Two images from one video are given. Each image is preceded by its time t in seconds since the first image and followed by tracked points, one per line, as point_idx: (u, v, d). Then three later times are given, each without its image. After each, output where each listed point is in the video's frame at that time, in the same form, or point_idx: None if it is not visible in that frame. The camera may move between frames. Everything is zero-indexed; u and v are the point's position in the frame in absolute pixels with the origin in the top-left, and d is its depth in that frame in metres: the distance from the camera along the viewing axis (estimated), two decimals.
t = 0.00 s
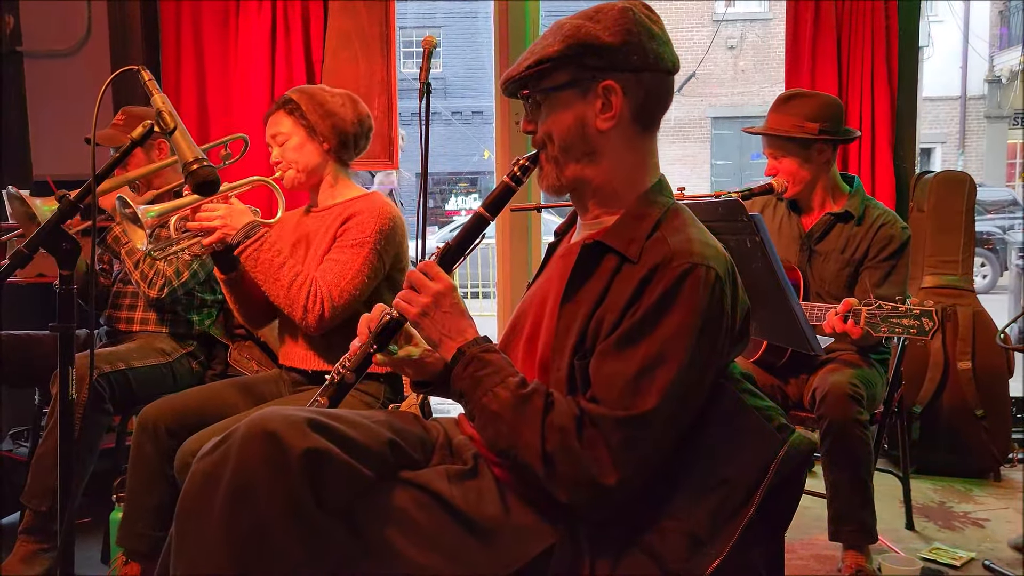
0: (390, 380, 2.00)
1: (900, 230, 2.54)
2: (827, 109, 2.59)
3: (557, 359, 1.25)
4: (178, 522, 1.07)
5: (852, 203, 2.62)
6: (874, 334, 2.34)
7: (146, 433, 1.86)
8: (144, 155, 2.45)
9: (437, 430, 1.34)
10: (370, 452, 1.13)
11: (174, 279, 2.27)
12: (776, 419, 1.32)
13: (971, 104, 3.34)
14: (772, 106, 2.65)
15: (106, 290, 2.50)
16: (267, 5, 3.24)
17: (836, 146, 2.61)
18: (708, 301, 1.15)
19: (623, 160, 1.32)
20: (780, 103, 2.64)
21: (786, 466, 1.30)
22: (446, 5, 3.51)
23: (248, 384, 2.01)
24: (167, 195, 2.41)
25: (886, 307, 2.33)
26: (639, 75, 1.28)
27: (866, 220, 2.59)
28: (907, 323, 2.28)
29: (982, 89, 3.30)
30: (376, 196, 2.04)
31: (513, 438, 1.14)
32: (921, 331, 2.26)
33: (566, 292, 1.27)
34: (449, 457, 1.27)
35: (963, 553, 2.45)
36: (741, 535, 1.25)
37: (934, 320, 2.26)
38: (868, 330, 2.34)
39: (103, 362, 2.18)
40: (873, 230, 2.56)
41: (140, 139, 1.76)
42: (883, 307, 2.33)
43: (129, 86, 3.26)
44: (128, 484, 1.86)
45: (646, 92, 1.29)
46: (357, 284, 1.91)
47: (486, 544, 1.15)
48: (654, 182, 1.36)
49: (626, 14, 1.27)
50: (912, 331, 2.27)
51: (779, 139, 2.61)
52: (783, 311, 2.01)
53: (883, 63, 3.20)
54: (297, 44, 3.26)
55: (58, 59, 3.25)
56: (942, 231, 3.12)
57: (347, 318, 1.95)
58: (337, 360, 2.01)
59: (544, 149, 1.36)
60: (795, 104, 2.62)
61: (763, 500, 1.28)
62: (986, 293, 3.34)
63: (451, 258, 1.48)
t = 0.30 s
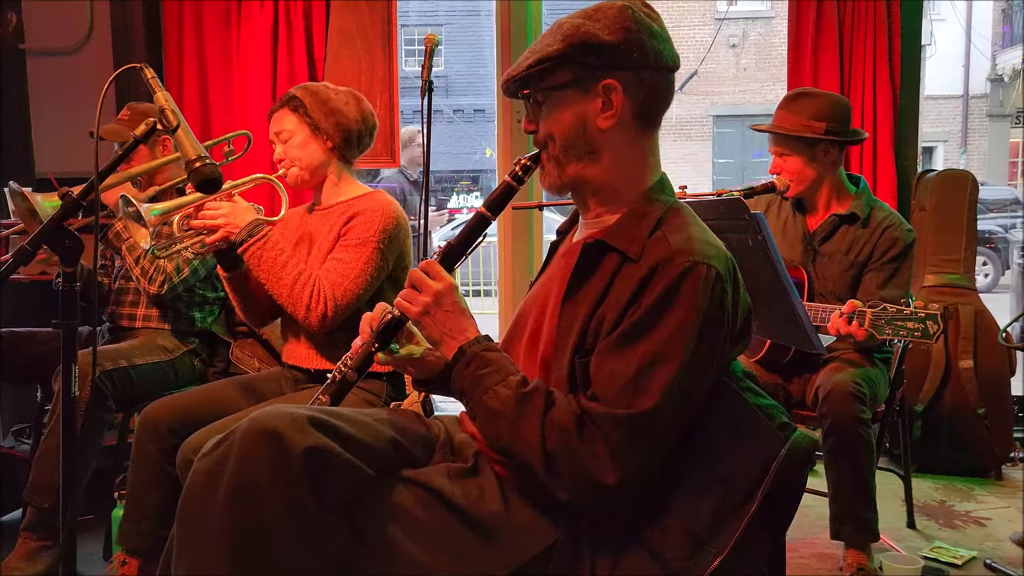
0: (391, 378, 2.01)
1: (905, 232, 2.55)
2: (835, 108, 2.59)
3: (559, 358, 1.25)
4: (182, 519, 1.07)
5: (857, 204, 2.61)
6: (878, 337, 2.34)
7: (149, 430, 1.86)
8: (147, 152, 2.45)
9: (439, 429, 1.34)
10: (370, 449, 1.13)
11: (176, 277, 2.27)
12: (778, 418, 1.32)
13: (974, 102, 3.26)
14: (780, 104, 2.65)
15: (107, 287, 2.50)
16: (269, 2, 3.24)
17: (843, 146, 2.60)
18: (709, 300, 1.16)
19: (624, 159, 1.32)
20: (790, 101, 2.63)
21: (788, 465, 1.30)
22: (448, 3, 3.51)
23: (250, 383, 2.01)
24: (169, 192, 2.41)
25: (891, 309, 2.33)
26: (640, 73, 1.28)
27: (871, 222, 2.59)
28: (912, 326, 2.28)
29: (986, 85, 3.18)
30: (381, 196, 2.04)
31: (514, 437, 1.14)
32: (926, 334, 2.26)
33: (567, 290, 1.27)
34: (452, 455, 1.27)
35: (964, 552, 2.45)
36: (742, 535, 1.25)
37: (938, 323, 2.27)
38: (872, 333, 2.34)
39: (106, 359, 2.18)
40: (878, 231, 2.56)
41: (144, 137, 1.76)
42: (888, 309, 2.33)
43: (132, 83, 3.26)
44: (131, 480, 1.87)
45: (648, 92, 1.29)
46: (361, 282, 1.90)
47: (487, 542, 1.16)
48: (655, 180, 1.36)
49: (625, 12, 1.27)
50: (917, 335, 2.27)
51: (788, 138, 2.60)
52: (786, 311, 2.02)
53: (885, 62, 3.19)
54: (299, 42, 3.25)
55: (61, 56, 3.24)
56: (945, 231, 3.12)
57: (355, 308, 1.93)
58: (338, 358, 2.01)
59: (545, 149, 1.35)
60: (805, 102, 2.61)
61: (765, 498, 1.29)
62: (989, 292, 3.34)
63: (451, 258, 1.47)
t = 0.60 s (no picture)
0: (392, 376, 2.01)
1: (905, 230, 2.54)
2: (837, 107, 2.58)
3: (559, 356, 1.25)
4: (181, 518, 1.07)
5: (857, 202, 2.61)
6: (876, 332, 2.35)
7: (149, 430, 1.86)
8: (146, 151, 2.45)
9: (439, 428, 1.34)
10: (369, 448, 1.14)
11: (178, 276, 2.27)
12: (779, 416, 1.32)
13: (976, 101, 3.29)
14: (781, 103, 2.65)
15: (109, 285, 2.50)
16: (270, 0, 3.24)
17: (846, 145, 2.60)
18: (710, 299, 1.15)
19: (625, 157, 1.31)
20: (790, 100, 2.63)
21: (788, 465, 1.30)
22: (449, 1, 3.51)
23: (250, 383, 2.01)
24: (170, 191, 2.41)
25: (890, 304, 2.33)
26: (640, 71, 1.28)
27: (872, 220, 2.58)
28: (909, 321, 2.30)
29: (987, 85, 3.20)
30: (393, 202, 2.05)
31: (513, 436, 1.14)
32: (923, 329, 2.29)
33: (568, 289, 1.27)
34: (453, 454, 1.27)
35: (965, 551, 2.45)
36: (743, 534, 1.25)
37: (936, 318, 2.29)
38: (871, 328, 2.35)
39: (107, 357, 2.19)
40: (879, 229, 2.56)
41: (144, 135, 1.76)
42: (886, 304, 2.34)
43: (133, 82, 3.27)
44: (131, 478, 1.87)
45: (649, 90, 1.29)
46: (369, 294, 1.93)
47: (486, 541, 1.16)
48: (657, 178, 1.35)
49: (625, 10, 1.27)
50: (914, 330, 2.30)
51: (790, 135, 2.60)
52: (788, 312, 2.02)
53: (887, 61, 3.19)
54: (301, 40, 3.25)
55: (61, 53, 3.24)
56: (946, 229, 3.11)
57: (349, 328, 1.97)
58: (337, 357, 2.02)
59: (546, 148, 1.35)
60: (805, 101, 2.61)
61: (765, 497, 1.28)
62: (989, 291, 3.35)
63: (451, 257, 1.47)
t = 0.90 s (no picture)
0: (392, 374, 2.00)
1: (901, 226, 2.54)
2: (832, 105, 2.58)
3: (560, 355, 1.25)
4: (182, 517, 1.09)
5: (853, 197, 2.61)
6: (869, 325, 2.35)
7: (150, 429, 1.86)
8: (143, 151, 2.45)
9: (439, 426, 1.34)
10: (367, 450, 1.13)
11: (179, 276, 2.27)
12: (778, 414, 1.32)
13: (976, 100, 3.29)
14: (776, 101, 2.64)
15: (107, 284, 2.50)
16: None
17: (841, 141, 2.60)
18: (711, 297, 1.15)
19: (625, 155, 1.31)
20: (786, 96, 2.64)
21: (789, 464, 1.30)
22: None
23: (251, 381, 2.00)
24: (169, 189, 2.41)
25: (881, 297, 2.34)
26: (641, 69, 1.28)
27: (867, 217, 2.58)
28: (901, 313, 2.29)
29: (987, 84, 3.19)
30: (397, 202, 2.05)
31: (514, 434, 1.14)
32: (915, 320, 2.28)
33: (568, 289, 1.27)
34: (453, 453, 1.28)
35: (965, 550, 2.45)
36: (743, 533, 1.25)
37: (927, 308, 2.28)
38: (863, 321, 2.35)
39: (107, 355, 2.19)
40: (873, 226, 2.56)
41: (144, 133, 1.76)
42: (878, 296, 2.34)
43: (134, 80, 3.27)
44: (132, 476, 1.87)
45: (649, 87, 1.29)
46: (373, 295, 1.93)
47: (486, 539, 1.16)
48: (658, 176, 1.35)
49: (624, 8, 1.27)
50: (906, 321, 2.28)
51: (785, 132, 2.60)
52: (789, 312, 2.02)
53: (887, 60, 3.18)
54: (301, 38, 3.25)
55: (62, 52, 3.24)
56: (946, 228, 3.11)
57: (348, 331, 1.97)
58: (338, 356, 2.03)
59: (547, 147, 1.35)
60: (800, 98, 2.61)
61: (766, 496, 1.28)
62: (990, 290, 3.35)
63: (451, 256, 1.48)
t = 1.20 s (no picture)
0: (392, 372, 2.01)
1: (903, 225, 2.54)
2: (834, 102, 2.59)
3: (560, 354, 1.25)
4: (183, 512, 1.07)
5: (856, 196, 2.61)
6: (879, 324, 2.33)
7: (150, 425, 1.86)
8: (142, 153, 2.46)
9: (440, 426, 1.34)
10: (370, 444, 1.14)
11: (181, 276, 2.28)
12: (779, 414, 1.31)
13: (977, 99, 3.29)
14: (779, 97, 2.64)
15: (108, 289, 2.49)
16: None
17: (842, 139, 2.60)
18: (711, 295, 1.15)
19: (628, 153, 1.31)
20: (787, 95, 2.64)
21: (790, 463, 1.30)
22: None
23: (252, 379, 2.01)
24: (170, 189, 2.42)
25: (891, 295, 2.31)
26: (644, 67, 1.27)
27: (870, 215, 2.58)
28: (912, 311, 2.27)
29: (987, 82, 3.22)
30: (387, 195, 2.05)
31: (514, 432, 1.14)
32: (926, 318, 2.25)
33: (568, 287, 1.27)
34: (455, 452, 1.28)
35: (965, 549, 2.45)
36: (743, 532, 1.25)
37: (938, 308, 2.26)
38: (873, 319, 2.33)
39: (108, 353, 2.19)
40: (875, 225, 2.56)
41: (145, 132, 1.76)
42: (888, 295, 2.32)
43: (134, 79, 3.26)
44: (133, 475, 1.87)
45: (652, 85, 1.29)
46: (366, 287, 1.93)
47: (487, 538, 1.16)
48: (659, 174, 1.35)
49: (628, 5, 1.27)
50: (917, 319, 2.26)
51: (789, 129, 2.60)
52: (791, 312, 2.02)
53: (888, 61, 3.17)
54: (301, 36, 3.25)
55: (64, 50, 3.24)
56: (947, 227, 3.11)
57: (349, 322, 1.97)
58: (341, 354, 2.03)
59: (550, 145, 1.35)
60: (800, 96, 2.62)
61: (766, 495, 1.28)
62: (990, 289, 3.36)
63: (452, 253, 1.48)
